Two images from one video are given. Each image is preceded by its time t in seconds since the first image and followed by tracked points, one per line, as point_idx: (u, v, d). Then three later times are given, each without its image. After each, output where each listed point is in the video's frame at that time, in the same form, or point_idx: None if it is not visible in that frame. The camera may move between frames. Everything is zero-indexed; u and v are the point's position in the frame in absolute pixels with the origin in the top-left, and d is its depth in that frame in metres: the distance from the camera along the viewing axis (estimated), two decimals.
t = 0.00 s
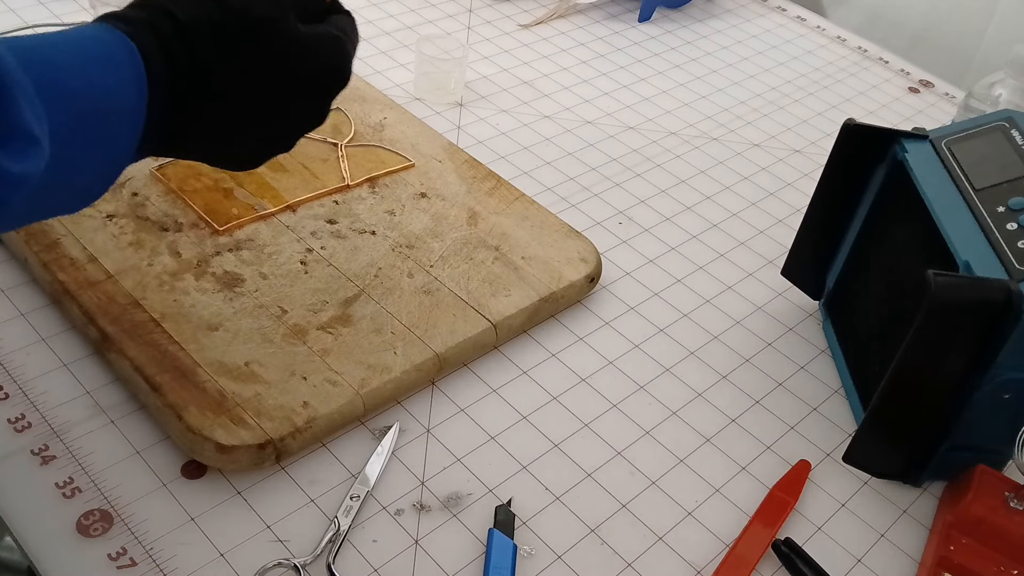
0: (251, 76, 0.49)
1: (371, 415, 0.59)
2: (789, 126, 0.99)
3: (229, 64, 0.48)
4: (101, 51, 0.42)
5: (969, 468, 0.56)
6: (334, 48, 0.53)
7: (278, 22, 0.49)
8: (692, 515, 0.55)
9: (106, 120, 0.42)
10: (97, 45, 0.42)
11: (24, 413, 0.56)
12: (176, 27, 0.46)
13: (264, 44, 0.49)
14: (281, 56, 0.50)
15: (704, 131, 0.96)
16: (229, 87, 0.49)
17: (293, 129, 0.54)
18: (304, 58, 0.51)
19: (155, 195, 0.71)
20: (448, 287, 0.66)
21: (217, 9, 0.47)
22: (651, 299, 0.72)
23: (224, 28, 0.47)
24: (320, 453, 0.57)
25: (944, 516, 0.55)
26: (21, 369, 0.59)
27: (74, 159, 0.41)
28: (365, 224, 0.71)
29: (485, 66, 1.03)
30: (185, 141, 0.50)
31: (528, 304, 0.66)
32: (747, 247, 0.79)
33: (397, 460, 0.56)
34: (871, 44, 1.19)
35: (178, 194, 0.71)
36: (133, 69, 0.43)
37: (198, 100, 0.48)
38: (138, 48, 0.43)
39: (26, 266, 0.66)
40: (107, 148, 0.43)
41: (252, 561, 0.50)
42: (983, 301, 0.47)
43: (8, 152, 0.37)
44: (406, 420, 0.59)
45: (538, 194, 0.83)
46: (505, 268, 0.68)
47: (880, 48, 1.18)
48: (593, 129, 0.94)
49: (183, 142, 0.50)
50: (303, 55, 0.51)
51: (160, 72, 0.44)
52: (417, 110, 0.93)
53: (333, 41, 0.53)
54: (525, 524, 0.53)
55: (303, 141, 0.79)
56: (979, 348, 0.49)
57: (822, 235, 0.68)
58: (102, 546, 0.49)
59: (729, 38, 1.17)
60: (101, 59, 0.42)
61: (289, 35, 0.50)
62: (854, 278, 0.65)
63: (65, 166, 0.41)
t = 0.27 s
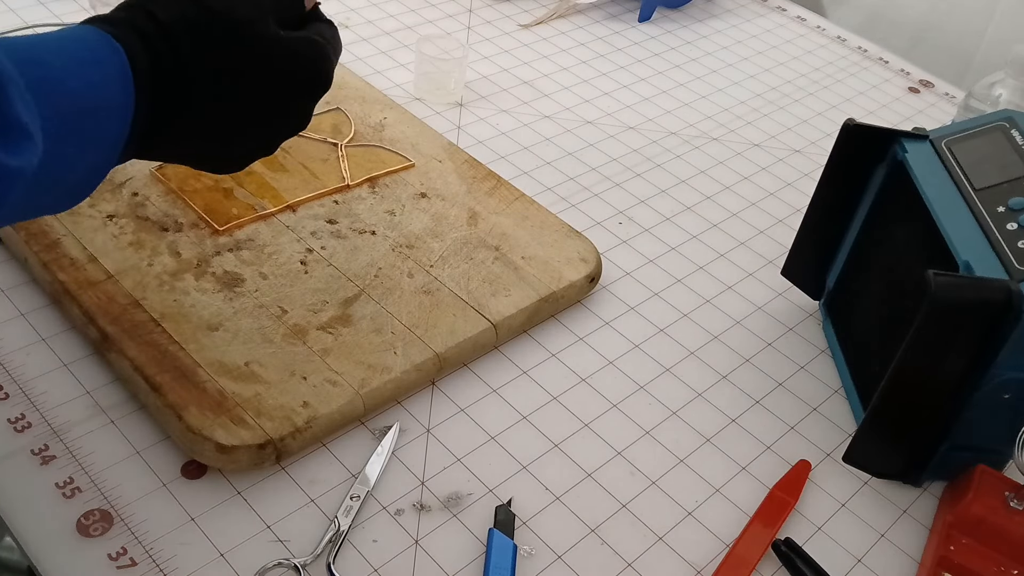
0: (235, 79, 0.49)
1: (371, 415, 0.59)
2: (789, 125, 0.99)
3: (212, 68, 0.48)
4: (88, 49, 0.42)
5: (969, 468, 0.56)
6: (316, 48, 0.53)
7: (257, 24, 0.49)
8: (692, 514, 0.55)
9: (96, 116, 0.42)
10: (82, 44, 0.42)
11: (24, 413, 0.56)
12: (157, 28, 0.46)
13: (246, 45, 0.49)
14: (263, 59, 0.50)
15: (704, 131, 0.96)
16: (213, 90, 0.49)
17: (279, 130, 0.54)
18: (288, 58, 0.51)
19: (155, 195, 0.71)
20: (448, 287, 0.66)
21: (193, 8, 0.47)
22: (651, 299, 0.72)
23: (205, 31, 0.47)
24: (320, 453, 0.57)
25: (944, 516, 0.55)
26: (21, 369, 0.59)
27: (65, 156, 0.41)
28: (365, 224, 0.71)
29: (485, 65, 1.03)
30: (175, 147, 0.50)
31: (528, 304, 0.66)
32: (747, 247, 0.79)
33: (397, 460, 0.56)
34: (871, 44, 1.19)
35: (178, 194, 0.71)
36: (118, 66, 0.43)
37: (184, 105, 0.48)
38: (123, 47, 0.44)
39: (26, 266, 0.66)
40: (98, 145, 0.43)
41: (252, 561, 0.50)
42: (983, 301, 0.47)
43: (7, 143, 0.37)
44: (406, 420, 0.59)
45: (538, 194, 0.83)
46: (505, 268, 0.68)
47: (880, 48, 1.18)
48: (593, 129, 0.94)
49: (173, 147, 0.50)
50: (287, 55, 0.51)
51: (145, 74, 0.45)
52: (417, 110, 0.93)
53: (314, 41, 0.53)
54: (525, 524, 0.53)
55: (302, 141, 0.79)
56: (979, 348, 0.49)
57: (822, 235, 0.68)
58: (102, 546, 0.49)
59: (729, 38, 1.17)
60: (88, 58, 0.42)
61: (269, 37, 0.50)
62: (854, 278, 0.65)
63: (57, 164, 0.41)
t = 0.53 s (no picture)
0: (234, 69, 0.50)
1: (371, 415, 0.59)
2: (789, 125, 0.99)
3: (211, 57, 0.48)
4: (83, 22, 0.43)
5: (969, 468, 0.56)
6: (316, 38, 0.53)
7: (255, 11, 0.50)
8: (691, 514, 0.55)
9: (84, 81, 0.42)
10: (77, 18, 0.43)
11: (24, 413, 0.56)
12: (157, 12, 0.46)
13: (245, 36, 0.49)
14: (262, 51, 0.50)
15: (703, 131, 0.96)
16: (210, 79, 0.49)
17: (277, 115, 0.55)
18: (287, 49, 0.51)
19: (155, 195, 0.71)
20: (447, 287, 0.66)
21: None
22: (651, 299, 0.72)
23: (203, 20, 0.48)
24: (319, 453, 0.57)
25: (944, 516, 0.55)
26: (21, 369, 0.59)
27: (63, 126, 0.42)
28: (365, 224, 0.71)
29: (485, 65, 1.03)
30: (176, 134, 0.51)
31: (528, 304, 0.66)
32: (747, 247, 0.79)
33: (397, 460, 0.56)
34: (872, 44, 1.19)
35: (178, 194, 0.71)
36: (119, 47, 0.44)
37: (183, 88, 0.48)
38: (124, 26, 0.44)
39: (26, 266, 0.66)
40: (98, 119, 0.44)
41: (252, 561, 0.50)
42: (983, 301, 0.47)
43: (9, 93, 0.38)
44: (406, 420, 0.59)
45: (538, 194, 0.83)
46: (504, 268, 0.68)
47: (880, 48, 1.18)
48: (593, 129, 0.94)
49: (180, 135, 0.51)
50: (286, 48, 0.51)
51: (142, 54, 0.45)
52: (417, 110, 0.93)
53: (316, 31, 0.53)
54: (525, 524, 0.53)
55: (302, 142, 0.79)
56: (979, 348, 0.49)
57: (822, 235, 0.68)
58: (102, 546, 0.49)
59: (729, 38, 1.17)
60: (90, 34, 0.43)
61: (267, 25, 0.50)
62: (854, 278, 0.65)
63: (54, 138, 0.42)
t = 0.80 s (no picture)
0: (292, 59, 0.46)
1: (371, 415, 0.59)
2: (789, 126, 0.99)
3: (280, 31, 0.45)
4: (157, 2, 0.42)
5: (969, 468, 0.56)
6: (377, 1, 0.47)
7: None
8: (691, 514, 0.55)
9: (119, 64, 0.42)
10: None
11: (24, 413, 0.56)
12: None
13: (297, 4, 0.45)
14: (319, 38, 0.46)
15: (703, 131, 0.96)
16: (264, 70, 0.46)
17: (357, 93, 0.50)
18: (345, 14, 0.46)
19: (154, 195, 0.71)
20: (447, 287, 0.66)
21: None
22: (650, 299, 0.72)
23: None
24: (319, 453, 0.57)
25: (944, 515, 0.55)
26: (20, 369, 0.59)
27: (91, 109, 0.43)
28: (365, 224, 0.71)
29: (485, 66, 1.04)
30: (263, 123, 0.50)
31: (527, 304, 0.66)
32: (747, 247, 0.79)
33: (396, 460, 0.56)
34: (871, 44, 1.19)
35: (178, 194, 0.71)
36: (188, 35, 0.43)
37: (237, 89, 0.47)
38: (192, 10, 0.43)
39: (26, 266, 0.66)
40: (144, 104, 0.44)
41: (252, 561, 0.50)
42: (982, 301, 0.47)
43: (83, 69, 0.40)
44: (405, 420, 0.59)
45: (538, 194, 0.83)
46: (504, 268, 0.68)
47: (880, 48, 1.18)
48: (592, 129, 0.94)
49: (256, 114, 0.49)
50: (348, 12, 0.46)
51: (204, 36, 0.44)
52: (417, 110, 0.93)
53: None
54: (524, 524, 0.54)
55: (302, 142, 0.79)
56: (979, 348, 0.49)
57: (822, 235, 0.68)
58: (101, 545, 0.49)
59: (728, 38, 1.17)
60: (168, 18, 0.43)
61: None
62: (853, 278, 0.65)
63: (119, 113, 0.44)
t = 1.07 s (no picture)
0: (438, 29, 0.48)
1: (371, 415, 0.59)
2: (789, 126, 0.99)
3: None
4: (338, 50, 0.43)
5: (969, 468, 0.56)
6: None
7: None
8: (691, 514, 0.55)
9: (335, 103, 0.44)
10: (341, 41, 0.43)
11: (24, 413, 0.56)
12: None
13: None
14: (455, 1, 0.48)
15: (703, 131, 0.96)
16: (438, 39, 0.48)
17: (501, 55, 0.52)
18: None
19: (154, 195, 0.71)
20: (446, 287, 0.66)
21: None
22: (650, 299, 0.72)
23: None
24: (319, 453, 0.57)
25: (944, 515, 0.55)
26: (20, 368, 0.59)
27: (287, 145, 0.43)
28: (365, 224, 0.71)
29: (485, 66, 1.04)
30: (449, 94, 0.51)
31: (527, 304, 0.66)
32: (747, 247, 0.79)
33: (396, 460, 0.56)
34: (871, 45, 1.19)
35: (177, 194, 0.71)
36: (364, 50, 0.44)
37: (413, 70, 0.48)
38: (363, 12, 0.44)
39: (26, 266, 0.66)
40: (315, 115, 0.43)
41: (251, 562, 0.50)
42: (983, 301, 0.47)
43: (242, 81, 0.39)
44: (406, 420, 0.59)
45: (537, 194, 0.83)
46: (504, 268, 0.68)
47: (880, 48, 1.18)
48: (593, 129, 0.94)
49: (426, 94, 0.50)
50: None
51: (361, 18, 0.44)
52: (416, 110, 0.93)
53: None
54: (525, 524, 0.54)
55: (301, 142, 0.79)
56: (978, 348, 0.49)
57: (822, 235, 0.68)
58: (101, 545, 0.49)
59: (728, 38, 1.17)
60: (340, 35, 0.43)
61: None
62: (853, 278, 0.65)
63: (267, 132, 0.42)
